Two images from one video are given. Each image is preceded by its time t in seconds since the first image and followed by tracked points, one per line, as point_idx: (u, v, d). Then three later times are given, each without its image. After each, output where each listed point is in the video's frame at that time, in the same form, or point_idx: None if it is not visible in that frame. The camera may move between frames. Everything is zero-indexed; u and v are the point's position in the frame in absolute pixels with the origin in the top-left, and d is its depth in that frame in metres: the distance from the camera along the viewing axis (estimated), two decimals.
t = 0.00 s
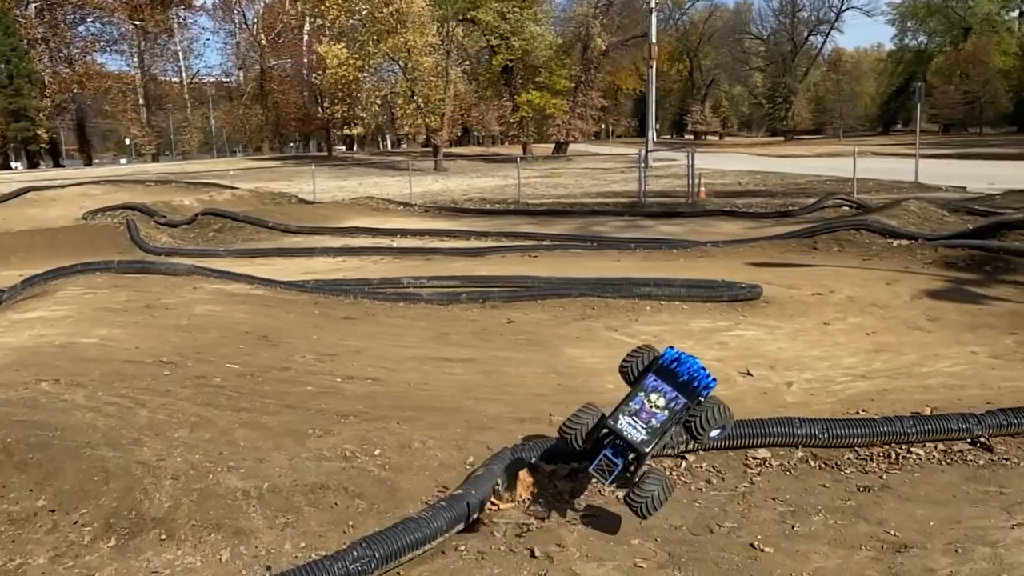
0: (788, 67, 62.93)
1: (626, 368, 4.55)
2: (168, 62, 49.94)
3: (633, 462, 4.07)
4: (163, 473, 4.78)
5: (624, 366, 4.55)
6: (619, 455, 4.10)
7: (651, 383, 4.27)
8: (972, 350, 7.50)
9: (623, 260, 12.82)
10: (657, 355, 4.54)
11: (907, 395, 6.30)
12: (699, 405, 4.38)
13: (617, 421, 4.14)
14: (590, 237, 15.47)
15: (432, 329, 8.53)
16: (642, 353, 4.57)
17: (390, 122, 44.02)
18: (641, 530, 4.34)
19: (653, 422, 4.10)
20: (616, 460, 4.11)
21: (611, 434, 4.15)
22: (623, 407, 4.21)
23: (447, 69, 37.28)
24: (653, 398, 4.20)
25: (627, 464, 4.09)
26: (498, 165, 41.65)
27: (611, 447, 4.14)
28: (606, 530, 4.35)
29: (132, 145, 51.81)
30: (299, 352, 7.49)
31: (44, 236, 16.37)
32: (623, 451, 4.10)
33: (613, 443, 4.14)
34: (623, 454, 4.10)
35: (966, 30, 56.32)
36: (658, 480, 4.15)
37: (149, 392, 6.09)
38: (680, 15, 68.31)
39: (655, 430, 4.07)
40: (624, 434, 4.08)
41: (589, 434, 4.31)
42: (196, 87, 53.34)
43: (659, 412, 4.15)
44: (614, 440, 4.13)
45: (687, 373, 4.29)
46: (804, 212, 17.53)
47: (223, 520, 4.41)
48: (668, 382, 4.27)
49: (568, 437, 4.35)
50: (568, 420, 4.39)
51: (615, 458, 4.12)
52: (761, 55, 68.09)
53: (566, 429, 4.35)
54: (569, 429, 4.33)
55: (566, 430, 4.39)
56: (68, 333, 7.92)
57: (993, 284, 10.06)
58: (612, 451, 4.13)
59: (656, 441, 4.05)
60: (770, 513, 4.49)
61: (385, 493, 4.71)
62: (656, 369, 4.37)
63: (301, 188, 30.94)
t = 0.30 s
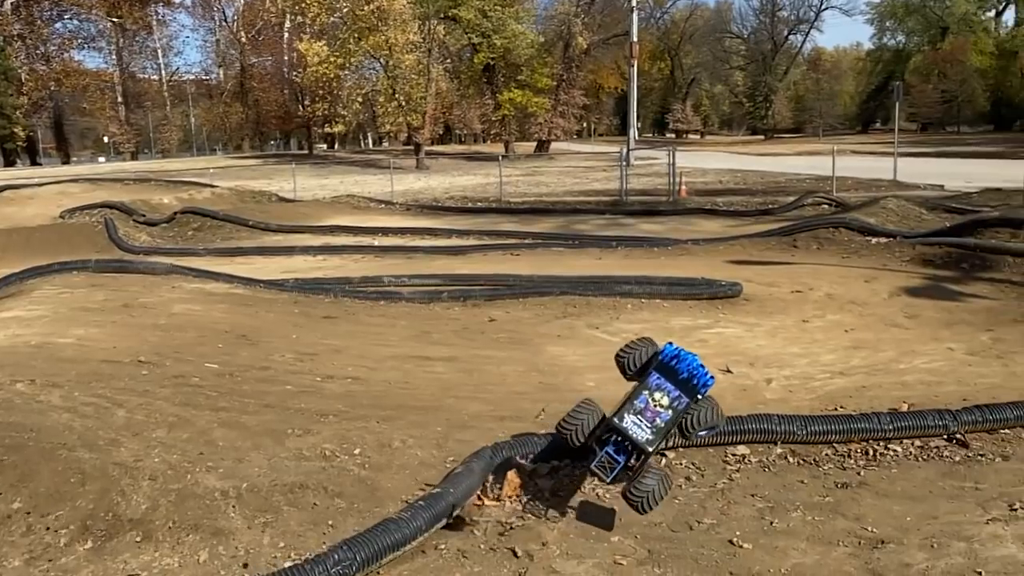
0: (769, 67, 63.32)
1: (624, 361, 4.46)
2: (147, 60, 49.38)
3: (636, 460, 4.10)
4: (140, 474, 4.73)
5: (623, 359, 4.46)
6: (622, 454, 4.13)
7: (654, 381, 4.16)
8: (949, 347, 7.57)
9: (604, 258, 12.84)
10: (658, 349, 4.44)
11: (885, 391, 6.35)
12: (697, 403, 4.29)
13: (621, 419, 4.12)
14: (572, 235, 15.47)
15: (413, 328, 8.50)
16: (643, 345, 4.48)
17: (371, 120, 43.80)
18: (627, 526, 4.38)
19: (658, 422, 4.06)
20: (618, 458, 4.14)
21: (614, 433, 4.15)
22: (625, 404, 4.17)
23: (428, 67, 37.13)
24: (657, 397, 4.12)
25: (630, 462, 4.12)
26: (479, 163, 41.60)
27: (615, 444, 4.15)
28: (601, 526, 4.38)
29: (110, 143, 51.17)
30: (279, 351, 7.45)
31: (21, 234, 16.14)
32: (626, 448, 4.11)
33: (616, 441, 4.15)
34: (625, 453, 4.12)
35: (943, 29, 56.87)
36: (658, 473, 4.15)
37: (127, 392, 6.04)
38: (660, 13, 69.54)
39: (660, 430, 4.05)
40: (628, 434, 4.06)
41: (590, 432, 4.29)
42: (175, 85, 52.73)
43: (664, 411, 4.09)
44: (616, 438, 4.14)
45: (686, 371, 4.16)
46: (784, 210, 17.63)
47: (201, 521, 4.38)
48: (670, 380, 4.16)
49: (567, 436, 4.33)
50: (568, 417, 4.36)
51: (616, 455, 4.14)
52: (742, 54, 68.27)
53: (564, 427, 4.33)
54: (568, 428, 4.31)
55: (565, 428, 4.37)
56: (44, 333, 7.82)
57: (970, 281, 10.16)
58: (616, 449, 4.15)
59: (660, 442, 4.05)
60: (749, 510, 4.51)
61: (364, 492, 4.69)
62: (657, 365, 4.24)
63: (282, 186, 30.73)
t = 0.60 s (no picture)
0: (743, 65, 63.81)
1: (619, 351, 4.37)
2: (119, 56, 48.90)
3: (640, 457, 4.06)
4: (110, 475, 4.67)
5: (619, 347, 4.36)
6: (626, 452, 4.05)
7: (660, 378, 4.09)
8: (919, 342, 7.66)
9: (580, 255, 12.86)
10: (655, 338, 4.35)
11: (856, 387, 6.41)
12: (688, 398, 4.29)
13: (629, 417, 4.03)
14: (549, 232, 15.47)
15: (388, 326, 8.47)
16: (640, 332, 4.38)
17: (346, 117, 43.64)
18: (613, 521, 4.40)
19: (663, 421, 4.04)
20: (620, 454, 4.06)
21: (616, 429, 4.05)
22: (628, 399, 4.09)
23: (405, 64, 37.00)
24: (662, 395, 4.07)
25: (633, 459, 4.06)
26: (455, 160, 41.56)
27: (616, 440, 4.06)
28: (595, 520, 4.41)
29: (82, 140, 50.59)
30: (251, 350, 7.39)
31: None
32: (630, 445, 4.04)
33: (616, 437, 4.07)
34: (629, 449, 4.05)
35: (914, 28, 57.77)
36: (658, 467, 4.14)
37: (97, 392, 5.96)
38: (635, 11, 70.26)
39: (665, 429, 4.04)
40: (636, 432, 4.00)
41: (589, 428, 4.25)
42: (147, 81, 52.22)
43: (669, 409, 4.07)
44: (618, 435, 4.05)
45: (686, 368, 4.12)
46: (758, 207, 17.77)
47: (173, 521, 4.34)
48: (672, 376, 4.10)
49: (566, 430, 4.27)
50: (567, 411, 4.28)
51: (619, 451, 4.06)
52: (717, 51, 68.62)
53: (564, 421, 4.26)
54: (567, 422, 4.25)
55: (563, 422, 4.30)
56: (12, 332, 7.71)
57: (940, 277, 10.28)
58: (618, 445, 4.06)
59: (665, 441, 4.05)
60: (722, 503, 4.55)
61: (338, 491, 4.67)
62: (658, 360, 4.16)
63: (256, 184, 30.49)
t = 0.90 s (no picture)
0: (719, 64, 64.16)
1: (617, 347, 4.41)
2: (91, 52, 48.33)
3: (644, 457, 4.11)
4: (80, 476, 4.61)
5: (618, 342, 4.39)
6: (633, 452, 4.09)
7: (666, 378, 4.16)
8: (890, 338, 7.75)
9: (556, 253, 12.88)
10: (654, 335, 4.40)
11: (829, 382, 6.47)
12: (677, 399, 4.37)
13: (637, 416, 4.05)
14: (525, 230, 15.47)
15: (364, 324, 8.44)
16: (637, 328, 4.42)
17: (322, 114, 43.35)
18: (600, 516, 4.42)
19: (669, 421, 4.13)
20: (625, 452, 4.11)
21: (620, 429, 4.08)
22: (631, 398, 4.14)
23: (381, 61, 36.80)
24: (668, 395, 4.15)
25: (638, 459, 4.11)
26: (432, 159, 41.40)
27: (618, 438, 4.10)
28: (588, 515, 4.44)
29: (53, 138, 49.93)
30: (225, 349, 7.33)
31: None
32: (634, 445, 4.08)
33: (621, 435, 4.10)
34: (633, 448, 4.10)
35: (888, 27, 58.27)
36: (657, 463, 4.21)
37: (67, 392, 5.89)
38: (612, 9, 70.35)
39: (670, 429, 4.13)
40: (646, 432, 4.04)
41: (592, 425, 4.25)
42: (120, 77, 51.68)
43: (674, 410, 4.17)
44: (621, 434, 4.09)
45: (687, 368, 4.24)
46: (733, 206, 17.88)
47: (145, 523, 4.30)
48: (676, 376, 4.20)
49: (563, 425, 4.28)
50: (565, 407, 4.27)
51: (623, 449, 4.10)
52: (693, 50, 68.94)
53: (561, 418, 4.26)
54: (566, 417, 4.25)
55: (560, 418, 4.29)
56: None
57: (912, 274, 10.39)
58: (621, 444, 4.11)
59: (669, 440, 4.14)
60: (696, 500, 4.57)
61: (312, 490, 4.65)
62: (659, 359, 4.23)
63: (231, 182, 30.19)
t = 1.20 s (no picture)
0: (701, 64, 64.57)
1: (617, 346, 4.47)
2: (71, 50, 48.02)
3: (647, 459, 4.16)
4: (58, 479, 4.56)
5: (620, 341, 4.45)
6: (638, 454, 4.13)
7: (671, 381, 4.23)
8: (871, 337, 7.81)
9: (540, 252, 12.89)
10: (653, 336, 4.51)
11: (810, 381, 6.52)
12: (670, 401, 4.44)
13: (644, 419, 4.10)
14: (508, 229, 15.47)
15: (346, 325, 8.42)
16: (638, 329, 4.49)
17: (305, 114, 43.17)
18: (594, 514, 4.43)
19: (674, 424, 4.21)
20: (629, 452, 4.13)
21: (626, 429, 4.11)
22: (637, 399, 4.18)
23: (364, 60, 36.65)
24: (673, 398, 4.23)
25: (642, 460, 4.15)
26: (417, 158, 41.29)
27: (623, 438, 4.12)
28: (584, 513, 4.44)
29: (33, 137, 49.49)
30: (205, 350, 7.28)
31: None
32: (640, 445, 4.12)
33: (625, 435, 4.12)
34: (638, 449, 4.13)
35: (869, 28, 58.65)
36: (656, 466, 4.26)
37: (44, 394, 5.83)
38: (596, 9, 70.39)
39: (674, 432, 4.21)
40: (652, 435, 4.10)
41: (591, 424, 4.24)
42: (101, 77, 51.30)
43: (677, 413, 4.26)
44: (628, 434, 4.11)
45: (688, 368, 4.33)
46: (715, 206, 17.96)
47: (124, 525, 4.26)
48: (679, 377, 4.28)
49: (565, 422, 4.25)
50: (569, 405, 4.24)
51: (627, 449, 4.12)
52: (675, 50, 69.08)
53: (565, 416, 4.23)
54: (570, 415, 4.22)
55: (562, 414, 4.26)
56: None
57: (892, 273, 10.47)
58: (626, 444, 4.13)
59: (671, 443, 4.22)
60: (677, 498, 4.58)
61: (294, 491, 4.63)
62: (662, 360, 4.30)
63: (212, 182, 30.03)
